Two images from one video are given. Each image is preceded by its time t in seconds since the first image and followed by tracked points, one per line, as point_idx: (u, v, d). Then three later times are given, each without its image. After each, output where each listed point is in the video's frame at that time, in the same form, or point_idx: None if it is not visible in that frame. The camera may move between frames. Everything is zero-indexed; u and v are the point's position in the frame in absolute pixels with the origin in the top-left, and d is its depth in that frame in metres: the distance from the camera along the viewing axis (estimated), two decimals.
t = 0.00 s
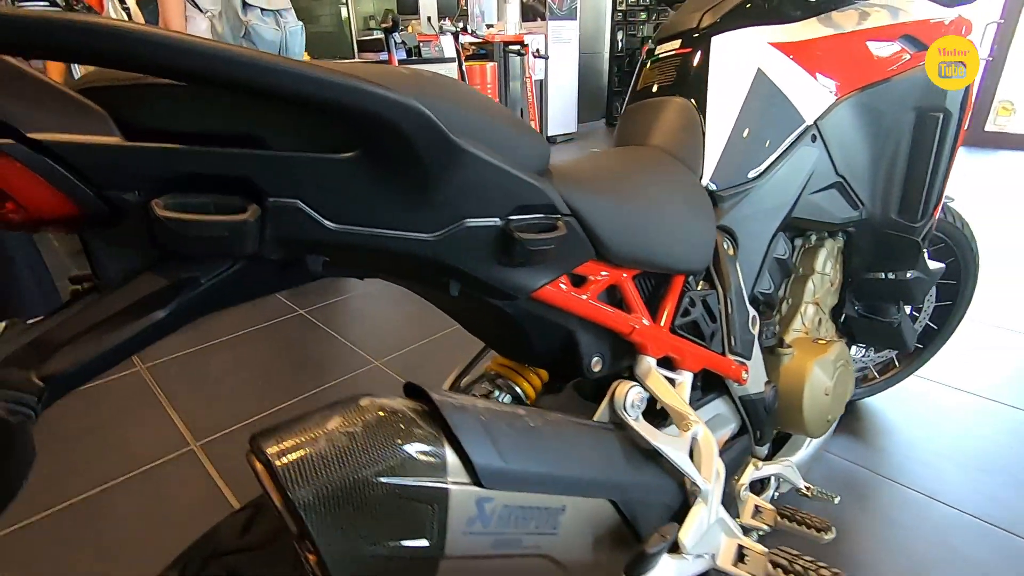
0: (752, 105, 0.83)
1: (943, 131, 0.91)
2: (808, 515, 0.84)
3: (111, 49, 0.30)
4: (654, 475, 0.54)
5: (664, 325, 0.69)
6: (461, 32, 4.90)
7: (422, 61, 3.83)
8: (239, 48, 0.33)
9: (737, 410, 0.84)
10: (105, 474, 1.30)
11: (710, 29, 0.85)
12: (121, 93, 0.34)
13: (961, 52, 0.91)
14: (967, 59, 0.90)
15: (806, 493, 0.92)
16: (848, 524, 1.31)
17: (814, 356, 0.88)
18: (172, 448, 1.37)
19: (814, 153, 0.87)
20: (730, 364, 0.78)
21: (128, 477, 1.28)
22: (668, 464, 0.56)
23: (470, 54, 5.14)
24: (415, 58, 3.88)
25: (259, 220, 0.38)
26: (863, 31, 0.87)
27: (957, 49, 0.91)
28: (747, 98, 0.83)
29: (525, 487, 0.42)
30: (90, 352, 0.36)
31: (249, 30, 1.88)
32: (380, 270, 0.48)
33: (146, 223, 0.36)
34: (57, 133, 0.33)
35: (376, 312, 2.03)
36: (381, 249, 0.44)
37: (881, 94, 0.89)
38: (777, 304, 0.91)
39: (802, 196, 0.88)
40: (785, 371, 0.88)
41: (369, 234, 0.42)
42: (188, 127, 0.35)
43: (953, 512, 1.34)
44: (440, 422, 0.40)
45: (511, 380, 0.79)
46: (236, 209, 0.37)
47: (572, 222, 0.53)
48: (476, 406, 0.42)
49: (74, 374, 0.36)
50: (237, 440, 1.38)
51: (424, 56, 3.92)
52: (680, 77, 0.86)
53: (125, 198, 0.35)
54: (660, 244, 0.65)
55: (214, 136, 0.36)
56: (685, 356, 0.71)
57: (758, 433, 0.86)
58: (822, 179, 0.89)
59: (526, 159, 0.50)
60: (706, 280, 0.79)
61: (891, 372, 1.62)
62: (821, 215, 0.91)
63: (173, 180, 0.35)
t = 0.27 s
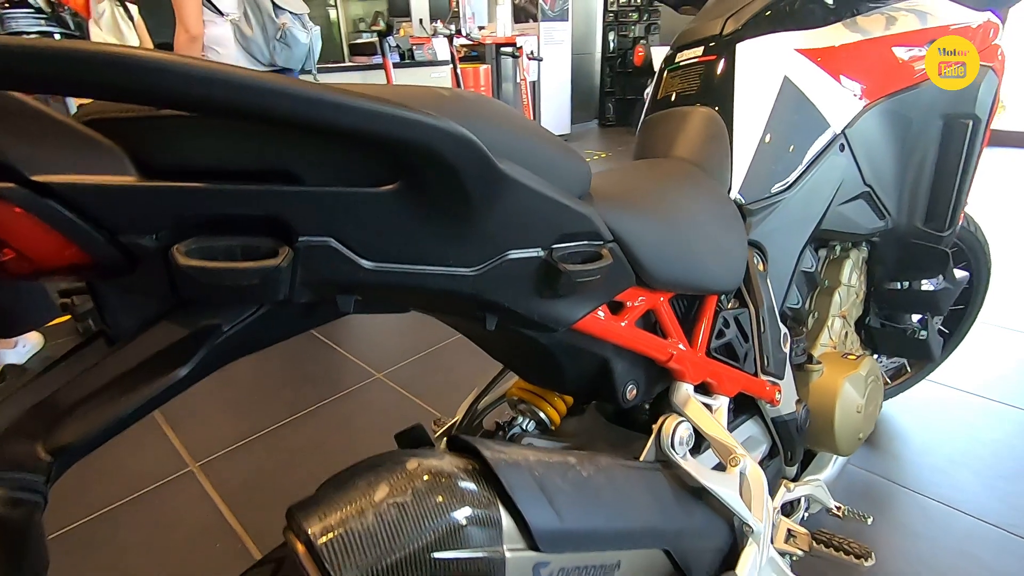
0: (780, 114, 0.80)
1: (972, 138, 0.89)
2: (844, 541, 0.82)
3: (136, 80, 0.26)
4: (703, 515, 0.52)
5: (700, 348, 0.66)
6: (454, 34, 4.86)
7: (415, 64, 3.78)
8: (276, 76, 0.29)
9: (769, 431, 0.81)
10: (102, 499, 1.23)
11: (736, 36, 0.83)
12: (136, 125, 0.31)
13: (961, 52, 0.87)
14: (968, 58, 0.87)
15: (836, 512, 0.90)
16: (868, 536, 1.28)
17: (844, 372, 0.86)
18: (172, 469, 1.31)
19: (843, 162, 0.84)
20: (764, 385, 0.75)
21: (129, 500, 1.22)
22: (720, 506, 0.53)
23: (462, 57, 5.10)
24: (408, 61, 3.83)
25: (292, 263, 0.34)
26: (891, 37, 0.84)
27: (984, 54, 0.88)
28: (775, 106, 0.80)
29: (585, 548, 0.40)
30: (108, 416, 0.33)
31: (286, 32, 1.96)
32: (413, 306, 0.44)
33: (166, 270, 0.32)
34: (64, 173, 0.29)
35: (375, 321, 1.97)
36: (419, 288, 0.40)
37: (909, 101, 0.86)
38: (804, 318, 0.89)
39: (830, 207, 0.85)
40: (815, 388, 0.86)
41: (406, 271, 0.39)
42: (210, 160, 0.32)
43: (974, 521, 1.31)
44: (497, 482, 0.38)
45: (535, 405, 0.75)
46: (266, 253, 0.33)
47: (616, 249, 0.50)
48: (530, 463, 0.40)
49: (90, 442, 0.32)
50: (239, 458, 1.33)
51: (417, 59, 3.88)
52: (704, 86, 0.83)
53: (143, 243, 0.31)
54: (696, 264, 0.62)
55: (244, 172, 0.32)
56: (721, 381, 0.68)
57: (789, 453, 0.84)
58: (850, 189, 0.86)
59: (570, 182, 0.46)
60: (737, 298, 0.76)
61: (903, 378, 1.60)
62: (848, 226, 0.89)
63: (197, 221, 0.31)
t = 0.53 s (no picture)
0: (786, 120, 0.78)
1: (978, 142, 0.88)
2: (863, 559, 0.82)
3: (114, 104, 0.23)
4: (726, 545, 0.53)
5: (713, 366, 0.63)
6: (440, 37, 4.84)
7: (401, 68, 3.75)
8: (274, 98, 0.26)
9: (781, 447, 0.78)
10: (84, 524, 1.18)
11: (738, 40, 0.80)
12: (105, 152, 0.27)
13: (961, 52, 0.86)
14: (968, 59, 0.85)
15: (848, 526, 0.88)
16: (874, 544, 1.27)
17: (854, 383, 0.84)
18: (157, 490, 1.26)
19: (850, 168, 0.82)
20: (776, 401, 0.72)
21: (112, 525, 1.16)
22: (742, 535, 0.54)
23: (448, 60, 5.07)
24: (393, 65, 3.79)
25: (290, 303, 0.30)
26: (897, 39, 0.83)
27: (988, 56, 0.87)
28: (781, 111, 0.78)
29: None
30: (81, 483, 0.29)
31: (300, 26, 1.93)
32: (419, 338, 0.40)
33: (146, 313, 0.29)
34: (27, 212, 0.25)
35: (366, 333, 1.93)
36: (428, 321, 0.37)
37: (914, 105, 0.84)
38: (812, 328, 0.87)
39: (837, 215, 0.84)
40: (824, 401, 0.84)
41: (413, 303, 0.35)
42: (194, 191, 0.28)
43: (978, 524, 1.30)
44: (519, 536, 0.41)
45: (540, 426, 0.73)
46: (261, 292, 0.30)
47: (632, 269, 0.47)
48: (550, 513, 0.43)
49: (62, 513, 0.29)
50: (227, 478, 1.28)
51: (402, 62, 3.85)
52: (708, 91, 0.80)
53: (118, 285, 0.28)
54: (711, 280, 0.59)
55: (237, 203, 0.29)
56: (735, 400, 0.65)
57: (801, 468, 0.81)
58: (857, 196, 0.84)
59: (584, 201, 0.43)
60: (747, 311, 0.73)
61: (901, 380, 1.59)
62: (855, 233, 0.87)
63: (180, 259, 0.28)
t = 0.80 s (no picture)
0: (772, 129, 0.77)
1: (962, 147, 0.87)
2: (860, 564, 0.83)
3: (37, 155, 0.20)
4: None
5: (707, 388, 0.61)
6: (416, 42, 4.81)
7: (377, 74, 3.70)
8: (221, 139, 0.24)
9: (774, 464, 0.76)
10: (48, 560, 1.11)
11: (722, 48, 0.79)
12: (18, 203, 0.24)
13: (961, 52, 0.86)
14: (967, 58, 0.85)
15: (843, 540, 0.86)
16: (866, 550, 1.26)
17: (845, 395, 0.82)
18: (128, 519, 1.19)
19: (836, 176, 0.81)
20: (770, 419, 0.70)
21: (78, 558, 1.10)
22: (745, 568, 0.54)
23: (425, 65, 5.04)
24: (368, 71, 3.74)
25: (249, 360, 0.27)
26: (880, 45, 0.82)
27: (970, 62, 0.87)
28: (767, 120, 0.77)
29: None
30: None
31: (289, 33, 1.86)
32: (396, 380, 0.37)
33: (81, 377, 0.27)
34: None
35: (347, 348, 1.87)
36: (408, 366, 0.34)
37: (899, 111, 0.83)
38: (802, 340, 0.85)
39: (826, 224, 0.82)
40: (816, 414, 0.82)
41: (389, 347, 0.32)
42: (135, 241, 0.25)
43: (967, 526, 1.31)
44: None
45: (527, 452, 0.69)
46: (216, 351, 0.27)
47: (623, 296, 0.44)
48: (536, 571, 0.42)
49: None
50: (202, 504, 1.22)
51: (379, 68, 3.81)
52: (693, 100, 0.78)
53: (46, 350, 0.25)
54: (703, 299, 0.57)
55: (196, 249, 0.26)
56: (730, 421, 0.63)
57: (795, 484, 0.80)
58: (845, 204, 0.83)
59: (573, 227, 0.40)
60: (738, 326, 0.71)
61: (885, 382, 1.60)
62: (843, 242, 0.86)
63: (117, 317, 0.25)
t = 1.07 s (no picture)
0: (744, 143, 0.76)
1: (931, 158, 0.87)
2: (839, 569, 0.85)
3: None
4: None
5: (683, 412, 0.59)
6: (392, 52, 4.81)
7: (352, 84, 3.67)
8: (130, 200, 0.23)
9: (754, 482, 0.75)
10: None
11: (692, 62, 0.78)
12: None
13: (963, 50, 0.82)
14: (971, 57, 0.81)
15: (824, 555, 0.85)
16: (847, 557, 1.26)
17: (823, 409, 0.82)
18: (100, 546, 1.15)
19: (808, 190, 0.81)
20: (749, 438, 0.69)
21: None
22: None
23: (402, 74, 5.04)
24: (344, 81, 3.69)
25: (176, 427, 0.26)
26: (849, 59, 0.82)
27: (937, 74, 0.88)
28: (738, 134, 0.76)
29: None
30: None
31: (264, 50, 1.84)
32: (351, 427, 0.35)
33: None
34: None
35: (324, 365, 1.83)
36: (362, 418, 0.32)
37: (867, 123, 0.83)
38: (779, 354, 0.84)
39: (799, 238, 0.82)
40: (794, 428, 0.82)
41: (337, 399, 0.30)
42: (40, 307, 0.24)
43: (945, 529, 1.32)
44: None
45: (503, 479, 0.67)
46: (137, 418, 0.26)
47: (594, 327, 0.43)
48: None
49: None
50: (177, 529, 1.17)
51: (354, 78, 3.78)
52: (664, 115, 0.78)
53: None
54: (678, 321, 0.56)
55: (119, 304, 0.25)
56: (708, 445, 0.62)
57: (775, 501, 0.79)
58: (818, 216, 0.83)
59: (538, 260, 0.38)
60: (714, 344, 0.70)
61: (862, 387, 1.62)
62: (816, 255, 0.85)
63: (20, 392, 0.24)
